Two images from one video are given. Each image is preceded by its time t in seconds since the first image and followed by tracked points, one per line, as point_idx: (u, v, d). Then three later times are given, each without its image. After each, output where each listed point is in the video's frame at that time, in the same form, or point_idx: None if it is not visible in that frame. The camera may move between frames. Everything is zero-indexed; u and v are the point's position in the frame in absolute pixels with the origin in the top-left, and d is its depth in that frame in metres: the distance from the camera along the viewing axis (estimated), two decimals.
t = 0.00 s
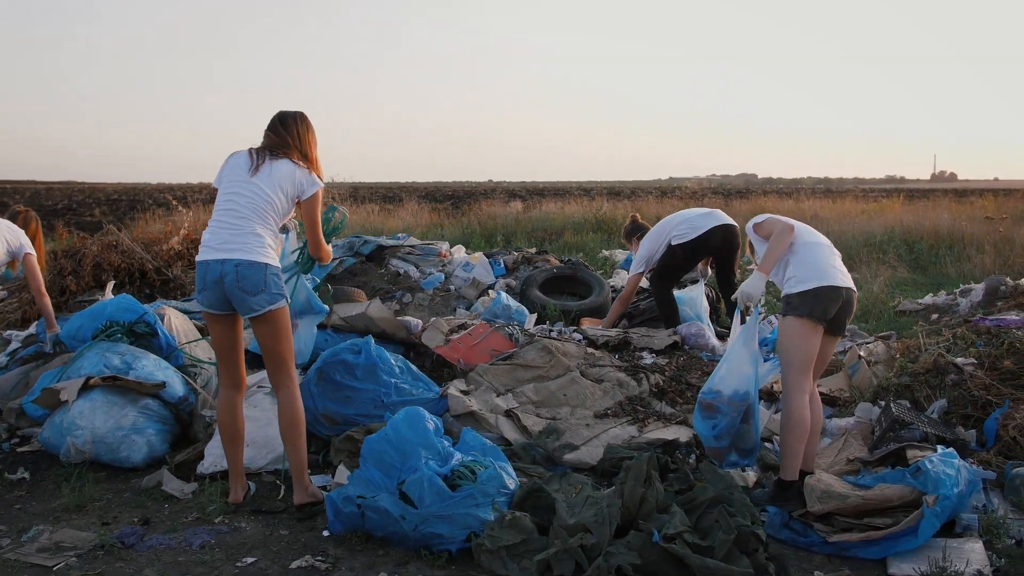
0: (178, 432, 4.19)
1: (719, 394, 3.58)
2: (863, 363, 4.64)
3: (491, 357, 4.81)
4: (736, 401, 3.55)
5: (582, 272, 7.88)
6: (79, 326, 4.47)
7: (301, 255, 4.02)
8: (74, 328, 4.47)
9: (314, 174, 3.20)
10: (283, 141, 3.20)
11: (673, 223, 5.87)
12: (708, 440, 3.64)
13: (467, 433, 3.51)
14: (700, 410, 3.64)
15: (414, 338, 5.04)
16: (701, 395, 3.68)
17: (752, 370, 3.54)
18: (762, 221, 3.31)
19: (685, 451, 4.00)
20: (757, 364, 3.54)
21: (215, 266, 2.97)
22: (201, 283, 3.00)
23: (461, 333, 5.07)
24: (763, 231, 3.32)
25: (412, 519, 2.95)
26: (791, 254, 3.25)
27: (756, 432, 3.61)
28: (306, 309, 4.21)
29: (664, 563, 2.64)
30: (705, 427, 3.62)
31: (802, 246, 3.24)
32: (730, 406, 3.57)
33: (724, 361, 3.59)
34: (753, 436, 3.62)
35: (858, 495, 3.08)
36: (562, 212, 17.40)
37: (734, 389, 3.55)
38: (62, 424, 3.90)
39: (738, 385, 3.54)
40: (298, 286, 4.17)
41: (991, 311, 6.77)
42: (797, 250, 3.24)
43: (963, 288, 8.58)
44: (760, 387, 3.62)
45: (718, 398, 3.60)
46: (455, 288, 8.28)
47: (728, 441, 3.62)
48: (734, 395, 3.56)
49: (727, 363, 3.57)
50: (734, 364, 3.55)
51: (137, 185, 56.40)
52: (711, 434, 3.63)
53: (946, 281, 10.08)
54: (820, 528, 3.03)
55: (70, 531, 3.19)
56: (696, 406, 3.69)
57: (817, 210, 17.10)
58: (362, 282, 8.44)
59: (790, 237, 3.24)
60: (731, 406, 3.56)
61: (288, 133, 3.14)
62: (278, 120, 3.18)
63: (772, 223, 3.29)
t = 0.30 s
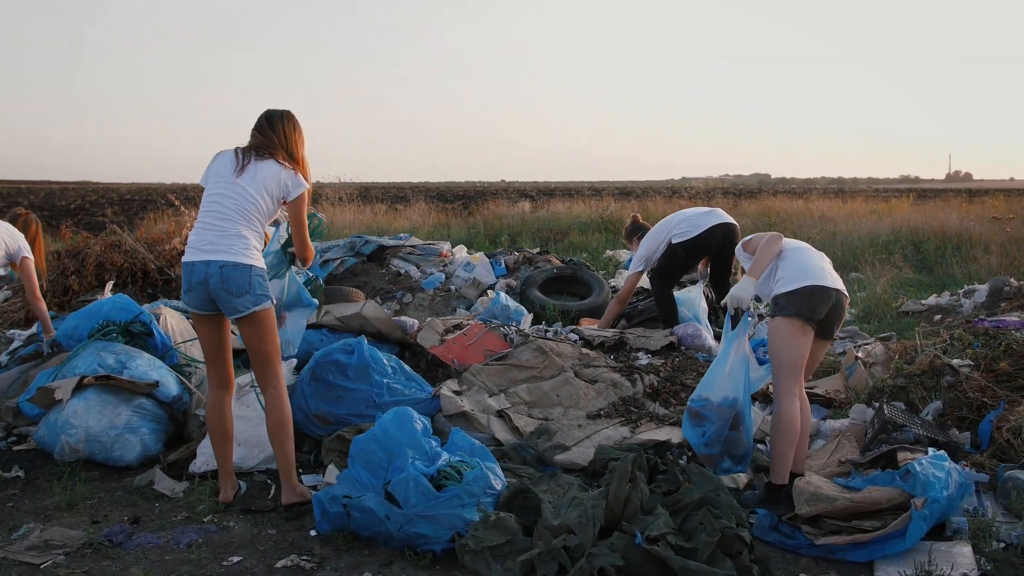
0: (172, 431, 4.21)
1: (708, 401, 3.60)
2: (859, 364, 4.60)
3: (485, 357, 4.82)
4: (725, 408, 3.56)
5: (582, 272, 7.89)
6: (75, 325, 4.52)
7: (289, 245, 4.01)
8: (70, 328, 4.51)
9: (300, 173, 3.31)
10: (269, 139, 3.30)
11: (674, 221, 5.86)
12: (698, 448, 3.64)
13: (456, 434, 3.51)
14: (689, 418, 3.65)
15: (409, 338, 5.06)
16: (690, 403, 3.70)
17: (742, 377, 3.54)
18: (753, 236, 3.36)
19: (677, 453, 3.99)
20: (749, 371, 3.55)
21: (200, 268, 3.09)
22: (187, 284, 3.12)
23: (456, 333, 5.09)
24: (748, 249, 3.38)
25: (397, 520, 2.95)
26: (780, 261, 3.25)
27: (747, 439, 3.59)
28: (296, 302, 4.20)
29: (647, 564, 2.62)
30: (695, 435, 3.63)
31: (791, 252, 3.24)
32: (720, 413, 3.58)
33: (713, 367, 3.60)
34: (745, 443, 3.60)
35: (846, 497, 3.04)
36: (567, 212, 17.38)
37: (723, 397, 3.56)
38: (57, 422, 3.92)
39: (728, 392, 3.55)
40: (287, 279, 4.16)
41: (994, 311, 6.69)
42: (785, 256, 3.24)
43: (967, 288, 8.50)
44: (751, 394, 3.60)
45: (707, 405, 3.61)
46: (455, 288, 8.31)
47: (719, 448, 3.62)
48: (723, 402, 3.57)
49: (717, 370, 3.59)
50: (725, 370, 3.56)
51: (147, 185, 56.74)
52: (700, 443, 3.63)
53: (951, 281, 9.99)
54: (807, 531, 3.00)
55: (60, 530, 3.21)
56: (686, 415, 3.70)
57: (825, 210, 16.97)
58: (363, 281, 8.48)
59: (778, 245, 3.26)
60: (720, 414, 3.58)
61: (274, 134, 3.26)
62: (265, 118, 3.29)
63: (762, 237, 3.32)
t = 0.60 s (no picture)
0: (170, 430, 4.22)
1: (702, 406, 3.60)
2: (859, 365, 4.56)
3: (482, 357, 4.83)
4: (720, 413, 3.55)
5: (585, 273, 7.90)
6: (74, 325, 4.55)
7: (279, 253, 4.12)
8: (69, 327, 4.55)
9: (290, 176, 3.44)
10: (261, 140, 3.44)
11: (678, 217, 5.87)
12: (695, 454, 3.61)
13: (448, 434, 3.51)
14: (684, 423, 3.64)
15: (407, 338, 5.08)
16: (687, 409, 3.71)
17: (737, 382, 3.52)
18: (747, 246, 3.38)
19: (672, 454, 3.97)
20: (747, 374, 3.51)
21: (191, 268, 3.20)
22: (178, 284, 3.23)
23: (454, 333, 5.11)
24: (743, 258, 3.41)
25: (386, 520, 2.96)
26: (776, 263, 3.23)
27: (744, 443, 3.54)
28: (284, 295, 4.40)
29: (635, 566, 2.60)
30: (690, 441, 3.61)
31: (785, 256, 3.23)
32: (715, 418, 3.57)
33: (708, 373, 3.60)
34: (742, 448, 3.55)
35: (839, 499, 3.01)
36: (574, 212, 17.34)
37: (716, 401, 3.56)
38: (55, 421, 3.95)
39: (724, 396, 3.54)
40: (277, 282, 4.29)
41: (1001, 312, 6.60)
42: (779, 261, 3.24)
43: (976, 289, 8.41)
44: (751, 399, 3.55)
45: (703, 411, 3.60)
46: (458, 288, 8.32)
47: (715, 453, 3.58)
48: (718, 407, 3.56)
49: (713, 375, 3.58)
50: (721, 374, 3.55)
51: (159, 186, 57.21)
52: (697, 449, 3.60)
53: (960, 282, 9.89)
54: (799, 534, 2.96)
55: (54, 528, 3.23)
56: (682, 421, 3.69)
57: (835, 210, 16.84)
58: (366, 281, 8.51)
59: (773, 249, 3.27)
60: (715, 418, 3.57)
61: (266, 135, 3.40)
62: (257, 119, 3.42)
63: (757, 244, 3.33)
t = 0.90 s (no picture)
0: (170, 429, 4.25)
1: (701, 410, 3.53)
2: (861, 367, 4.51)
3: (482, 357, 4.83)
4: (719, 416, 3.48)
5: (590, 273, 7.88)
6: (77, 324, 4.59)
7: (272, 245, 4.21)
8: (72, 327, 4.59)
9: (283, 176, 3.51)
10: (255, 141, 3.52)
11: (683, 214, 5.83)
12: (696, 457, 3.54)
13: (443, 435, 3.51)
14: (682, 427, 3.57)
15: (407, 339, 5.11)
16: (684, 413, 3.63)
17: (735, 384, 3.47)
18: (742, 245, 3.35)
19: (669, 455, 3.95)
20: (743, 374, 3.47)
21: (185, 268, 3.29)
22: (172, 284, 3.32)
23: (454, 333, 5.12)
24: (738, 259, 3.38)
25: (377, 520, 2.96)
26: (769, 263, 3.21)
27: (744, 444, 3.49)
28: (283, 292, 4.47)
29: (623, 568, 2.58)
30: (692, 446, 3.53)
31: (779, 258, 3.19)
32: (714, 421, 3.50)
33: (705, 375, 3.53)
34: (742, 449, 3.50)
35: (833, 503, 2.97)
36: (584, 212, 17.29)
37: (715, 405, 3.49)
38: (56, 420, 3.99)
39: (722, 399, 3.47)
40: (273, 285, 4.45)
41: (1012, 312, 6.49)
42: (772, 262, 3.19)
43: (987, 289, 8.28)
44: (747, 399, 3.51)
45: (701, 415, 3.53)
46: (463, 288, 8.33)
47: (717, 456, 3.51)
48: (716, 410, 3.49)
49: (710, 376, 3.52)
50: (719, 376, 3.49)
51: (175, 186, 57.75)
52: (697, 453, 3.53)
53: (972, 282, 9.74)
54: (792, 537, 2.93)
55: (52, 526, 3.26)
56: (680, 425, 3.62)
57: (847, 210, 16.66)
58: (372, 281, 8.54)
59: (767, 250, 3.24)
60: (713, 422, 3.50)
61: (259, 135, 3.48)
62: (250, 120, 3.50)
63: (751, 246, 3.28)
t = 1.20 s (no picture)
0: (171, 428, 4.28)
1: (700, 413, 3.50)
2: (864, 368, 4.45)
3: (482, 358, 4.84)
4: (718, 417, 3.46)
5: (595, 273, 7.88)
6: (80, 324, 4.63)
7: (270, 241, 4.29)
8: (75, 326, 4.63)
9: (279, 176, 3.56)
10: (251, 142, 3.58)
11: (690, 209, 5.77)
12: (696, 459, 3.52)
13: (438, 435, 3.51)
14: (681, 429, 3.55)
15: (409, 340, 5.14)
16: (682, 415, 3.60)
17: (732, 386, 3.45)
18: (737, 243, 3.33)
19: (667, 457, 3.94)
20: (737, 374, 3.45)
21: (181, 268, 3.32)
22: (169, 284, 3.35)
23: (455, 334, 5.13)
24: (733, 252, 3.36)
25: (369, 520, 2.97)
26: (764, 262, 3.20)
27: (744, 444, 3.47)
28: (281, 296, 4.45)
29: (614, 570, 2.56)
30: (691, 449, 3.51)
31: (774, 255, 3.17)
32: (712, 423, 3.48)
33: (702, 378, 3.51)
34: (740, 447, 3.48)
35: (829, 505, 2.92)
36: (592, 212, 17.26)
37: (713, 406, 3.47)
38: (58, 418, 4.02)
39: (719, 400, 3.46)
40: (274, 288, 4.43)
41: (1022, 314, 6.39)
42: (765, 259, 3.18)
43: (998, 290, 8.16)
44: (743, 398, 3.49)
45: (700, 417, 3.50)
46: (468, 288, 8.36)
47: (717, 457, 3.50)
48: (714, 412, 3.47)
49: (704, 379, 3.50)
50: (714, 378, 3.47)
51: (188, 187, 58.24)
52: (697, 455, 3.50)
53: (983, 283, 9.62)
54: (787, 540, 2.89)
55: (50, 523, 3.29)
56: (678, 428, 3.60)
57: (858, 210, 16.50)
58: (378, 281, 8.60)
59: (762, 247, 3.22)
60: (712, 424, 3.48)
61: (255, 137, 3.55)
62: (246, 122, 3.57)
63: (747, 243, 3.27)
